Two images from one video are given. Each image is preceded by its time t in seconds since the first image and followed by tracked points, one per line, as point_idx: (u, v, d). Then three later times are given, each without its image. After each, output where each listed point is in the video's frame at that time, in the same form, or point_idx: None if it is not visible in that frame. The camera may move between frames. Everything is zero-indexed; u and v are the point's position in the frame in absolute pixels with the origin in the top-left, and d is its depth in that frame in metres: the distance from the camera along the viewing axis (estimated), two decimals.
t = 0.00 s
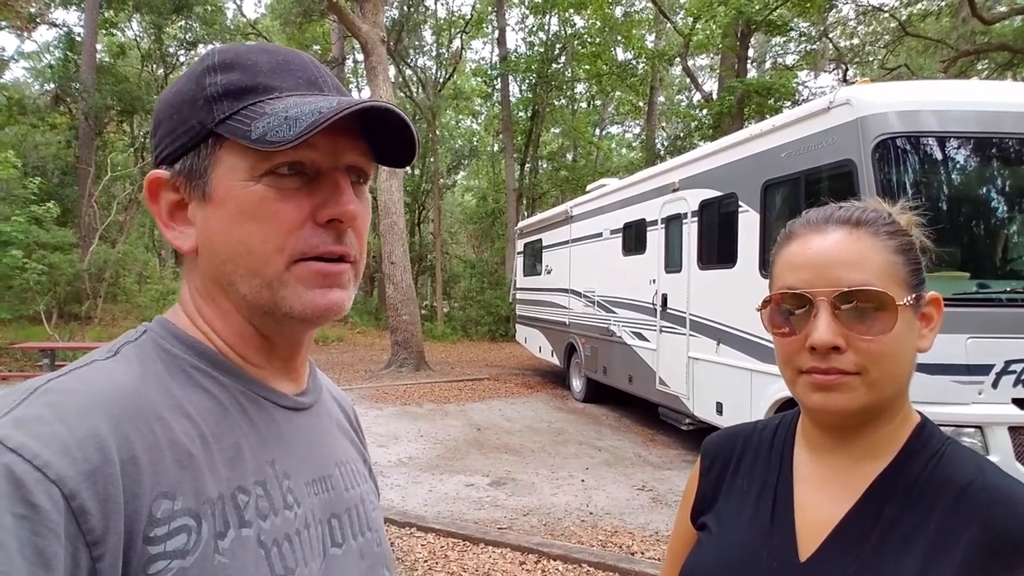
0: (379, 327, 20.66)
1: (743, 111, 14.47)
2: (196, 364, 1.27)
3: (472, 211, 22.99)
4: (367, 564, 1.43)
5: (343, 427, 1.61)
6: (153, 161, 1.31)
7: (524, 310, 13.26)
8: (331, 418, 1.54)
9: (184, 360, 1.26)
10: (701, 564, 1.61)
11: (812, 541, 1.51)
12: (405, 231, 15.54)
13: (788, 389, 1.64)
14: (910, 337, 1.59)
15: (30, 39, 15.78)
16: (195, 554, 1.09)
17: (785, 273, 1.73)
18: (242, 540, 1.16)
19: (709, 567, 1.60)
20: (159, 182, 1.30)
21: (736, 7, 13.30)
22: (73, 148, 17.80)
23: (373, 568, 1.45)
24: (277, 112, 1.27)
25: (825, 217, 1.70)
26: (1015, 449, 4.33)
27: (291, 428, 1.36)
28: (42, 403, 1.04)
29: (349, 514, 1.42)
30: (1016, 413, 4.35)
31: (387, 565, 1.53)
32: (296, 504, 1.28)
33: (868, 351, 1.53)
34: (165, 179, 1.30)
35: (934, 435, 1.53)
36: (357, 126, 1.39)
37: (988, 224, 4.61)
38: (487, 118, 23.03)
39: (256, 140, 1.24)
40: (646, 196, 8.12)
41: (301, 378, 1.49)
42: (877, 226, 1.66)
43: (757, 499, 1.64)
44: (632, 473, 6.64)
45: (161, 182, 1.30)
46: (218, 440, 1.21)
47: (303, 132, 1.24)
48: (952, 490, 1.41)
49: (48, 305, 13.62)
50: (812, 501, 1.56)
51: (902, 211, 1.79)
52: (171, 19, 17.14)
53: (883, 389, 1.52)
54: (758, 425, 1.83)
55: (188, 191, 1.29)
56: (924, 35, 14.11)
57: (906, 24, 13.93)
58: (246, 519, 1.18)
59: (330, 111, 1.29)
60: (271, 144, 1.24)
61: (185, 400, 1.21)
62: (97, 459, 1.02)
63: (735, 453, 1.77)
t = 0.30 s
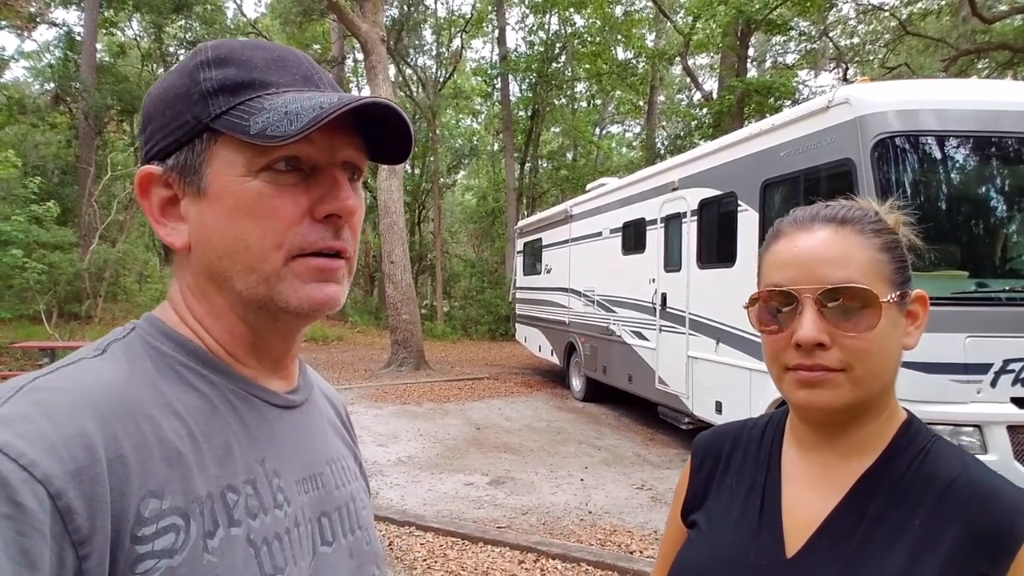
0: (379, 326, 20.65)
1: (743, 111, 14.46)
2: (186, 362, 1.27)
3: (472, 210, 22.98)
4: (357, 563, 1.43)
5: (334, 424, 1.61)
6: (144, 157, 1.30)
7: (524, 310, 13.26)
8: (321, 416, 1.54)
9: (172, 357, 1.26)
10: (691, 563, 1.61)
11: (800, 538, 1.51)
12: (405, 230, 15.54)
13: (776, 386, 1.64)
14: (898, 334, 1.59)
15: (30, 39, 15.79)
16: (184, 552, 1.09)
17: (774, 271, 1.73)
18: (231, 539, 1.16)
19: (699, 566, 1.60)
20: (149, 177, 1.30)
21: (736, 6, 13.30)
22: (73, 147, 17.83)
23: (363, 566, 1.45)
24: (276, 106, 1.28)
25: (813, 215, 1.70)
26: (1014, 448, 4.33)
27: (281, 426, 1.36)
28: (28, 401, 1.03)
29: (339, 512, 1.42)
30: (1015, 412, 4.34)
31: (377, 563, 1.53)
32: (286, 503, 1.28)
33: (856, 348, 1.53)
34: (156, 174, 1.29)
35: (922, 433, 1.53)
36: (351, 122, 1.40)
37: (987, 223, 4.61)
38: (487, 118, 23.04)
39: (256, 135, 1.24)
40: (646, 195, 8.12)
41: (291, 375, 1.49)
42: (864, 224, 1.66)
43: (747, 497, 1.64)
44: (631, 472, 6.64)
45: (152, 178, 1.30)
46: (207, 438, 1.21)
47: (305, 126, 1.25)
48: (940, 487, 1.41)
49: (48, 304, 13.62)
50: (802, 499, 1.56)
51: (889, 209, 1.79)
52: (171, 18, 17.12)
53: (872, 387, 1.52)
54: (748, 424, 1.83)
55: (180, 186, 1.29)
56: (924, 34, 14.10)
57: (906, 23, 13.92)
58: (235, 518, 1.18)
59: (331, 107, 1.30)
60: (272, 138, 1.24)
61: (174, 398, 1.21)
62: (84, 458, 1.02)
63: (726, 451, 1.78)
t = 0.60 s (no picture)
0: (379, 326, 20.65)
1: (743, 111, 14.45)
2: (174, 360, 1.26)
3: (472, 210, 22.98)
4: (351, 558, 1.43)
5: (329, 422, 1.61)
6: (134, 154, 1.30)
7: (524, 310, 13.26)
8: (315, 412, 1.54)
9: (161, 353, 1.26)
10: (684, 562, 1.61)
11: (791, 536, 1.51)
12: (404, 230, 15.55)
13: (765, 386, 1.64)
14: (886, 332, 1.59)
15: (30, 39, 15.80)
16: (175, 548, 1.09)
17: (762, 270, 1.73)
18: (223, 533, 1.16)
19: (690, 564, 1.60)
20: (140, 175, 1.29)
21: (735, 6, 13.30)
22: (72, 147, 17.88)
23: (357, 562, 1.45)
24: (273, 106, 1.28)
25: (800, 215, 1.70)
26: (1013, 447, 4.32)
27: (274, 423, 1.36)
28: (13, 398, 1.03)
29: (333, 507, 1.42)
30: (1014, 411, 4.33)
31: (372, 558, 1.53)
32: (278, 498, 1.28)
33: (840, 347, 1.54)
34: (147, 171, 1.28)
35: (911, 430, 1.53)
36: (344, 122, 1.40)
37: (986, 223, 4.61)
38: (487, 118, 23.06)
39: (253, 134, 1.24)
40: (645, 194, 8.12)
41: (283, 373, 1.49)
42: (851, 223, 1.66)
43: (738, 495, 1.64)
44: (630, 472, 6.63)
45: (143, 175, 1.29)
46: (198, 433, 1.21)
47: (305, 127, 1.26)
48: (929, 484, 1.41)
49: (48, 304, 13.63)
50: (792, 497, 1.56)
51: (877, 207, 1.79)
52: (170, 18, 17.10)
53: (858, 384, 1.52)
54: (741, 423, 1.84)
55: (172, 183, 1.28)
56: (924, 34, 14.11)
57: (906, 23, 13.92)
58: (227, 512, 1.18)
59: (328, 107, 1.30)
60: (269, 137, 1.24)
61: (163, 393, 1.21)
62: (70, 454, 1.02)
63: (718, 450, 1.78)
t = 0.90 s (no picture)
0: (380, 326, 20.67)
1: (745, 111, 14.45)
2: (170, 360, 1.26)
3: (474, 210, 22.98)
4: (349, 560, 1.42)
5: (330, 422, 1.61)
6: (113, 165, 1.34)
7: (525, 309, 13.25)
8: (315, 412, 1.53)
9: (159, 353, 1.26)
10: (681, 562, 1.61)
11: (788, 537, 1.50)
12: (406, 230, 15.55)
13: (762, 386, 1.64)
14: (882, 333, 1.58)
15: (31, 39, 15.81)
16: (173, 550, 1.08)
17: (758, 270, 1.73)
18: (220, 536, 1.15)
19: (686, 565, 1.60)
20: (117, 184, 1.33)
21: (737, 6, 13.31)
22: (74, 147, 17.93)
23: (356, 564, 1.44)
24: (187, 101, 1.24)
25: (798, 214, 1.69)
26: (1015, 448, 4.31)
27: (272, 423, 1.35)
28: (11, 397, 1.03)
29: (333, 508, 1.41)
30: (1016, 412, 4.32)
31: (372, 561, 1.52)
32: (277, 500, 1.28)
33: (836, 347, 1.53)
34: (121, 180, 1.32)
35: (911, 431, 1.52)
36: (285, 103, 1.34)
37: (989, 223, 4.60)
38: (488, 117, 23.07)
39: (167, 133, 1.22)
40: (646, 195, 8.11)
41: (282, 373, 1.49)
42: (848, 223, 1.65)
43: (736, 496, 1.64)
44: (631, 472, 6.62)
45: (118, 184, 1.32)
46: (195, 434, 1.21)
47: (201, 118, 1.21)
48: (928, 486, 1.40)
49: (49, 304, 13.67)
50: (788, 499, 1.55)
51: (876, 206, 1.77)
52: (172, 18, 17.09)
53: (854, 385, 1.52)
54: (740, 423, 1.83)
55: (138, 190, 1.30)
56: (926, 34, 14.12)
57: (908, 23, 13.93)
58: (225, 514, 1.18)
59: (228, 92, 1.24)
60: (176, 135, 1.22)
61: (161, 393, 1.21)
62: (70, 454, 1.02)
63: (716, 450, 1.78)
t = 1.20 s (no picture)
0: (379, 326, 20.67)
1: (744, 111, 14.46)
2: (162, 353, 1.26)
3: (474, 210, 22.99)
4: (345, 555, 1.43)
5: (326, 417, 1.61)
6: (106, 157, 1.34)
7: (524, 310, 13.25)
8: (311, 407, 1.53)
9: (153, 347, 1.26)
10: (676, 556, 1.61)
11: (781, 531, 1.50)
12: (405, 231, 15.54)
13: (758, 381, 1.64)
14: (878, 328, 1.58)
15: (31, 39, 15.80)
16: (167, 545, 1.08)
17: (754, 265, 1.73)
18: (215, 531, 1.15)
19: (680, 559, 1.60)
20: (109, 178, 1.33)
21: (737, 6, 13.30)
22: (74, 148, 17.93)
23: (351, 560, 1.44)
24: (182, 96, 1.24)
25: (795, 209, 1.70)
26: (1013, 448, 4.31)
27: (267, 418, 1.35)
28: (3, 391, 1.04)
29: (328, 504, 1.41)
30: (1015, 412, 4.32)
31: (367, 557, 1.52)
32: (272, 495, 1.28)
33: (832, 342, 1.53)
34: (114, 175, 1.32)
35: (906, 427, 1.51)
36: (284, 100, 1.34)
37: (988, 223, 4.60)
38: (488, 118, 23.07)
39: (162, 128, 1.22)
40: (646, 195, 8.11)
41: (277, 368, 1.49)
42: (845, 218, 1.65)
43: (730, 491, 1.64)
44: (631, 472, 6.62)
45: (112, 178, 1.32)
46: (190, 428, 1.20)
47: (198, 115, 1.21)
48: (923, 482, 1.40)
49: (49, 304, 13.68)
50: (783, 492, 1.56)
51: (874, 202, 1.77)
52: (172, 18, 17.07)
53: (850, 381, 1.52)
54: (736, 418, 1.83)
55: (133, 185, 1.31)
56: (925, 34, 14.13)
57: (908, 23, 13.94)
58: (220, 509, 1.18)
59: (223, 89, 1.24)
60: (172, 130, 1.21)
61: (155, 387, 1.21)
62: (63, 449, 1.02)
63: (712, 446, 1.78)
